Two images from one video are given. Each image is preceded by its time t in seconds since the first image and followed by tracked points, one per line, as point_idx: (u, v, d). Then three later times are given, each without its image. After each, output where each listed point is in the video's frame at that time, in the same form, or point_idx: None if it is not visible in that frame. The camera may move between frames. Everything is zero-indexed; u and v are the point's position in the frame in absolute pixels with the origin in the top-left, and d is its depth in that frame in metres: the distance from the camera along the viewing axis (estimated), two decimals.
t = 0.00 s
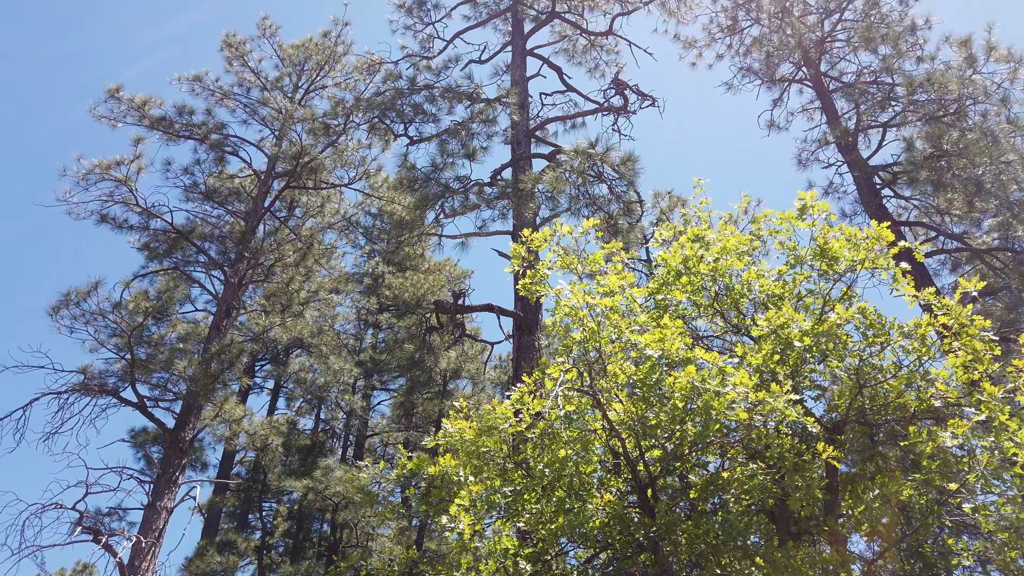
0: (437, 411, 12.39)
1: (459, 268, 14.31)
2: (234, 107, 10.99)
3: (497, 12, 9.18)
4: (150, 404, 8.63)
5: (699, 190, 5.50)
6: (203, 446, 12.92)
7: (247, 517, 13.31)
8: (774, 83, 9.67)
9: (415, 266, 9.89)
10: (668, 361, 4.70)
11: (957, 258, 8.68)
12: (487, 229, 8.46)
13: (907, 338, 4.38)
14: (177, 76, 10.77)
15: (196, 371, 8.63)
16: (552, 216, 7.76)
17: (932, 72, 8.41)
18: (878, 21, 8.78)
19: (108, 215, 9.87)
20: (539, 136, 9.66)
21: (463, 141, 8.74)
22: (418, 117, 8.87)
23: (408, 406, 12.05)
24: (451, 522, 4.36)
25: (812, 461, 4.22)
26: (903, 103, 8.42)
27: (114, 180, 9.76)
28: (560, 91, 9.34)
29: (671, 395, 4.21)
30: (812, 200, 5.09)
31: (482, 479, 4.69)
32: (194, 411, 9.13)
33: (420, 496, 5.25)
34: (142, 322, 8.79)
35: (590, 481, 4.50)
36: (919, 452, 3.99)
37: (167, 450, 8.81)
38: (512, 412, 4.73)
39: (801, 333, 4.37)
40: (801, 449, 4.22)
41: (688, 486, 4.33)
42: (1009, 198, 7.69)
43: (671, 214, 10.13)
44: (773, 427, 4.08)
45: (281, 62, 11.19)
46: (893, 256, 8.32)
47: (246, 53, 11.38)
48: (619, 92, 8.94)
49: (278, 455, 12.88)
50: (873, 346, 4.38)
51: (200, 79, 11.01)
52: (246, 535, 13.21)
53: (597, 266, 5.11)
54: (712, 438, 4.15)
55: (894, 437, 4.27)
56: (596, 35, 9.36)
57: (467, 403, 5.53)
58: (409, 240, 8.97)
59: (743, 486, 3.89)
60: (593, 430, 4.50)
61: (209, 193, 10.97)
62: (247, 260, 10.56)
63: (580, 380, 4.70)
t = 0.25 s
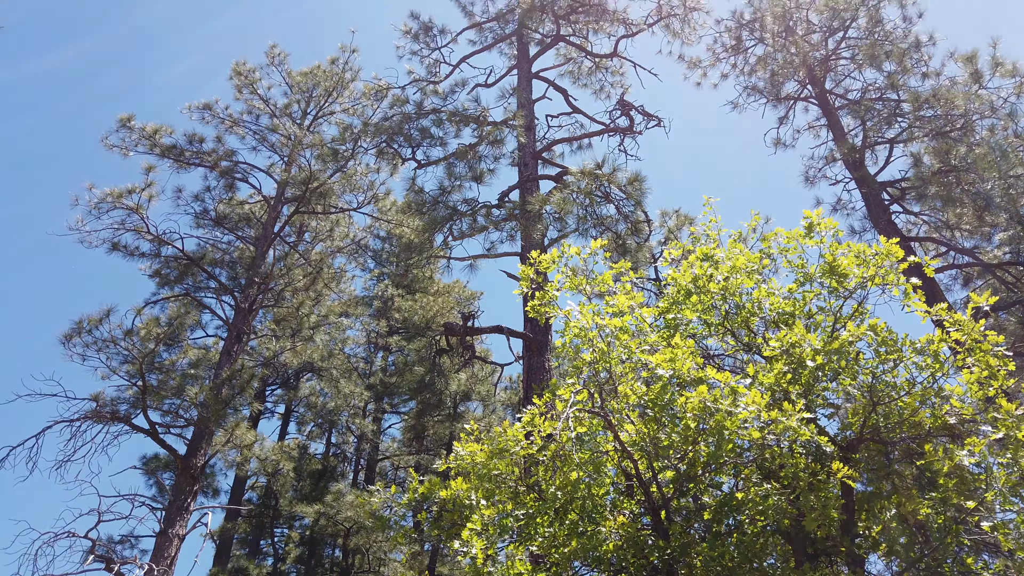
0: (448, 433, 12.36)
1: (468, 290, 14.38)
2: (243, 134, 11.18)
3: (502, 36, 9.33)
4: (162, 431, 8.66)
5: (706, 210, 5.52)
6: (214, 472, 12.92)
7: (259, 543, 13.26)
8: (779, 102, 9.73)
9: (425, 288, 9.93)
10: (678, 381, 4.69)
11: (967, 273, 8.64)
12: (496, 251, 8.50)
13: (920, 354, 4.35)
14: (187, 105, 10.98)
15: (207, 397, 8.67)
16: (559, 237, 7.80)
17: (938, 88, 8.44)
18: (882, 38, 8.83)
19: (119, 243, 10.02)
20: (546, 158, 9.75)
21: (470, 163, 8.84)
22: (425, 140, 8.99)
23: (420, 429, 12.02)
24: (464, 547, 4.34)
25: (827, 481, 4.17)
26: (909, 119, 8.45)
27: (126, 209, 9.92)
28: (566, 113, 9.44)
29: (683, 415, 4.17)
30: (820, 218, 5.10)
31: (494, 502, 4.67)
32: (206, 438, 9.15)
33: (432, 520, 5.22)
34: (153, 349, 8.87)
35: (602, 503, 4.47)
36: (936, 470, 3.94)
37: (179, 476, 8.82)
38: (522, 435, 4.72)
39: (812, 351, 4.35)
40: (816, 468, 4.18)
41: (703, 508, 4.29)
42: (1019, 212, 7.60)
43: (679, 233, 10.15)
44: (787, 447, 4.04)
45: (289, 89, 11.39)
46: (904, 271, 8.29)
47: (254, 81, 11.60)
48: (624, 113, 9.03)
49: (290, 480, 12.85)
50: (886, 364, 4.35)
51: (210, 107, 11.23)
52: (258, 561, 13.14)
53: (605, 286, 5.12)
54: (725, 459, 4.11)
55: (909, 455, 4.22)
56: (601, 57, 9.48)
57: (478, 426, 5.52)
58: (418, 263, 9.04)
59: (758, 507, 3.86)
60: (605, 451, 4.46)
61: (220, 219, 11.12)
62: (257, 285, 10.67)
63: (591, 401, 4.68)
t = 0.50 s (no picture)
0: (462, 458, 12.31)
1: (480, 314, 14.42)
2: (255, 164, 11.38)
3: (509, 62, 9.48)
4: (176, 460, 8.70)
5: (717, 230, 5.53)
6: (228, 500, 12.90)
7: (273, 572, 13.18)
8: (786, 121, 9.78)
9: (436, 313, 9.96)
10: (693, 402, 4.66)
11: (982, 289, 8.58)
12: (506, 275, 8.54)
13: (937, 372, 4.31)
14: (200, 137, 11.21)
15: (221, 425, 8.71)
16: (570, 259, 7.84)
17: (946, 104, 8.46)
18: (888, 56, 8.89)
19: (134, 274, 10.17)
20: (555, 181, 9.82)
21: (480, 188, 8.93)
22: (435, 166, 9.11)
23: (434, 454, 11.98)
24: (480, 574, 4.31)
25: (846, 503, 4.12)
26: (918, 136, 8.54)
27: (140, 239, 10.09)
28: (574, 136, 9.54)
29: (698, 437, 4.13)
30: (831, 236, 5.10)
31: (510, 528, 4.64)
32: (220, 466, 9.18)
33: (446, 547, 5.19)
34: (167, 378, 8.94)
35: (619, 527, 4.43)
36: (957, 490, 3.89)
37: (194, 506, 8.83)
38: (537, 459, 4.71)
39: (827, 371, 4.32)
40: (834, 489, 4.13)
41: (720, 531, 4.25)
42: None
43: (690, 253, 10.15)
44: (804, 468, 4.00)
45: (300, 118, 11.62)
46: (918, 288, 8.24)
47: (266, 111, 11.83)
48: (632, 135, 9.11)
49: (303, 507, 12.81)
50: (902, 382, 4.30)
51: (223, 138, 11.45)
52: None
53: (617, 309, 5.13)
54: (742, 481, 4.07)
55: (929, 474, 4.16)
56: (608, 81, 9.60)
57: (492, 450, 5.50)
58: (429, 288, 9.10)
59: (777, 530, 3.82)
60: (620, 475, 4.42)
61: (232, 247, 11.26)
62: (269, 313, 10.79)
63: (605, 424, 4.67)
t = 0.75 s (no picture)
0: (473, 476, 12.24)
1: (489, 331, 14.45)
2: (264, 185, 11.51)
3: (515, 81, 9.59)
4: (187, 482, 8.71)
5: (725, 245, 5.54)
6: (240, 522, 12.87)
7: None
8: (793, 135, 9.81)
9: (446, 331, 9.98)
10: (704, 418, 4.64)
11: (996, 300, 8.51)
12: (516, 292, 8.55)
13: (951, 385, 4.27)
14: (210, 160, 11.37)
15: (231, 447, 8.72)
16: (579, 276, 7.86)
17: (953, 116, 8.41)
18: (894, 68, 8.91)
19: (145, 296, 10.27)
20: (562, 198, 9.87)
21: (488, 206, 8.99)
22: (443, 185, 9.19)
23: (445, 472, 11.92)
24: None
25: (861, 519, 4.07)
26: (926, 148, 8.50)
27: (151, 262, 10.20)
28: (581, 153, 9.60)
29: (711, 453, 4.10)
30: (840, 249, 5.09)
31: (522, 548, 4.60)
32: (231, 487, 9.18)
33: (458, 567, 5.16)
34: (178, 400, 8.99)
35: (632, 545, 4.39)
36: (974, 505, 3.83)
37: (205, 527, 8.83)
38: (548, 477, 4.69)
39: (840, 385, 4.29)
40: (848, 505, 4.08)
41: (735, 550, 4.20)
42: None
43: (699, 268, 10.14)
44: (819, 484, 3.97)
45: (309, 139, 11.77)
46: (930, 300, 8.19)
47: (275, 133, 12.00)
48: (639, 152, 9.16)
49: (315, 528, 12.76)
50: (916, 396, 4.26)
51: (232, 160, 11.61)
52: None
53: (627, 325, 5.13)
54: (756, 498, 4.02)
55: (945, 489, 4.11)
56: (614, 97, 9.67)
57: (503, 469, 5.48)
58: (439, 305, 9.15)
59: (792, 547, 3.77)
60: (633, 492, 4.39)
61: (242, 268, 11.36)
62: (279, 333, 10.84)
63: (616, 441, 4.65)
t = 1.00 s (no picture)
0: (488, 493, 12.18)
1: (501, 347, 14.46)
2: (277, 205, 11.66)
3: (524, 98, 9.68)
4: (203, 502, 8.75)
5: (737, 257, 5.53)
6: (255, 542, 12.87)
7: None
8: (803, 146, 9.80)
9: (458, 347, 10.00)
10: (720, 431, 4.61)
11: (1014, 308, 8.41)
12: (527, 307, 8.57)
13: (969, 395, 4.22)
14: (223, 181, 11.54)
15: (246, 466, 8.76)
16: (591, 290, 7.87)
17: (963, 124, 8.37)
18: (902, 77, 8.91)
19: (159, 317, 10.40)
20: (573, 213, 9.91)
21: (498, 222, 9.04)
22: (453, 202, 9.26)
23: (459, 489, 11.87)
24: None
25: (883, 533, 4.01)
26: (937, 156, 8.47)
27: (165, 283, 10.33)
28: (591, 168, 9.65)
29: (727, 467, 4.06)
30: (853, 260, 5.07)
31: (538, 565, 4.57)
32: (246, 507, 9.20)
33: None
34: (193, 420, 9.05)
35: (649, 562, 4.35)
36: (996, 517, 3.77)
37: (220, 547, 8.84)
38: (564, 493, 4.66)
39: (856, 396, 4.25)
40: (868, 518, 4.03)
41: (753, 565, 4.15)
42: None
43: (711, 281, 10.12)
44: (837, 497, 3.99)
45: (320, 159, 11.92)
46: (945, 309, 8.12)
47: (287, 154, 12.17)
48: (648, 165, 9.20)
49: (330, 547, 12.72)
50: (934, 406, 4.21)
51: (245, 181, 11.77)
52: None
53: (640, 338, 5.12)
54: (775, 512, 4.00)
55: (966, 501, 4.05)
56: (622, 112, 9.73)
57: (518, 485, 5.46)
58: (451, 322, 9.19)
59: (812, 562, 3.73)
60: (650, 508, 4.36)
61: (255, 288, 11.46)
62: (292, 351, 10.91)
63: (632, 456, 4.63)
